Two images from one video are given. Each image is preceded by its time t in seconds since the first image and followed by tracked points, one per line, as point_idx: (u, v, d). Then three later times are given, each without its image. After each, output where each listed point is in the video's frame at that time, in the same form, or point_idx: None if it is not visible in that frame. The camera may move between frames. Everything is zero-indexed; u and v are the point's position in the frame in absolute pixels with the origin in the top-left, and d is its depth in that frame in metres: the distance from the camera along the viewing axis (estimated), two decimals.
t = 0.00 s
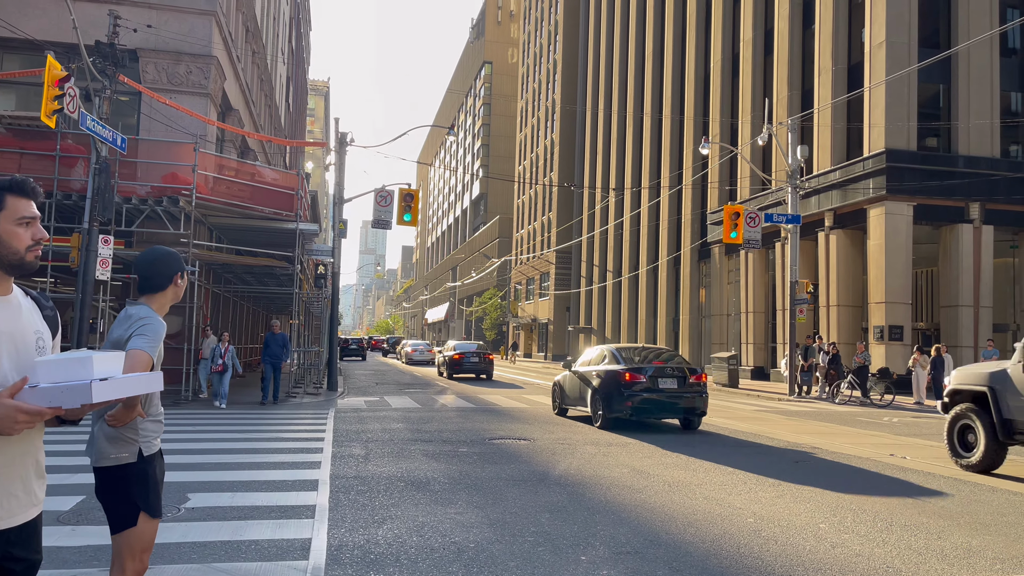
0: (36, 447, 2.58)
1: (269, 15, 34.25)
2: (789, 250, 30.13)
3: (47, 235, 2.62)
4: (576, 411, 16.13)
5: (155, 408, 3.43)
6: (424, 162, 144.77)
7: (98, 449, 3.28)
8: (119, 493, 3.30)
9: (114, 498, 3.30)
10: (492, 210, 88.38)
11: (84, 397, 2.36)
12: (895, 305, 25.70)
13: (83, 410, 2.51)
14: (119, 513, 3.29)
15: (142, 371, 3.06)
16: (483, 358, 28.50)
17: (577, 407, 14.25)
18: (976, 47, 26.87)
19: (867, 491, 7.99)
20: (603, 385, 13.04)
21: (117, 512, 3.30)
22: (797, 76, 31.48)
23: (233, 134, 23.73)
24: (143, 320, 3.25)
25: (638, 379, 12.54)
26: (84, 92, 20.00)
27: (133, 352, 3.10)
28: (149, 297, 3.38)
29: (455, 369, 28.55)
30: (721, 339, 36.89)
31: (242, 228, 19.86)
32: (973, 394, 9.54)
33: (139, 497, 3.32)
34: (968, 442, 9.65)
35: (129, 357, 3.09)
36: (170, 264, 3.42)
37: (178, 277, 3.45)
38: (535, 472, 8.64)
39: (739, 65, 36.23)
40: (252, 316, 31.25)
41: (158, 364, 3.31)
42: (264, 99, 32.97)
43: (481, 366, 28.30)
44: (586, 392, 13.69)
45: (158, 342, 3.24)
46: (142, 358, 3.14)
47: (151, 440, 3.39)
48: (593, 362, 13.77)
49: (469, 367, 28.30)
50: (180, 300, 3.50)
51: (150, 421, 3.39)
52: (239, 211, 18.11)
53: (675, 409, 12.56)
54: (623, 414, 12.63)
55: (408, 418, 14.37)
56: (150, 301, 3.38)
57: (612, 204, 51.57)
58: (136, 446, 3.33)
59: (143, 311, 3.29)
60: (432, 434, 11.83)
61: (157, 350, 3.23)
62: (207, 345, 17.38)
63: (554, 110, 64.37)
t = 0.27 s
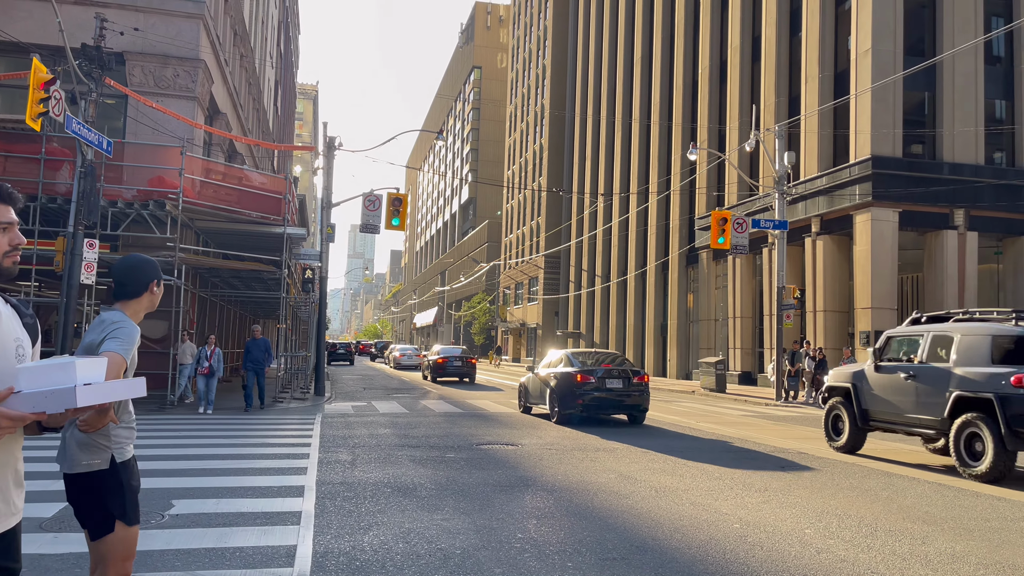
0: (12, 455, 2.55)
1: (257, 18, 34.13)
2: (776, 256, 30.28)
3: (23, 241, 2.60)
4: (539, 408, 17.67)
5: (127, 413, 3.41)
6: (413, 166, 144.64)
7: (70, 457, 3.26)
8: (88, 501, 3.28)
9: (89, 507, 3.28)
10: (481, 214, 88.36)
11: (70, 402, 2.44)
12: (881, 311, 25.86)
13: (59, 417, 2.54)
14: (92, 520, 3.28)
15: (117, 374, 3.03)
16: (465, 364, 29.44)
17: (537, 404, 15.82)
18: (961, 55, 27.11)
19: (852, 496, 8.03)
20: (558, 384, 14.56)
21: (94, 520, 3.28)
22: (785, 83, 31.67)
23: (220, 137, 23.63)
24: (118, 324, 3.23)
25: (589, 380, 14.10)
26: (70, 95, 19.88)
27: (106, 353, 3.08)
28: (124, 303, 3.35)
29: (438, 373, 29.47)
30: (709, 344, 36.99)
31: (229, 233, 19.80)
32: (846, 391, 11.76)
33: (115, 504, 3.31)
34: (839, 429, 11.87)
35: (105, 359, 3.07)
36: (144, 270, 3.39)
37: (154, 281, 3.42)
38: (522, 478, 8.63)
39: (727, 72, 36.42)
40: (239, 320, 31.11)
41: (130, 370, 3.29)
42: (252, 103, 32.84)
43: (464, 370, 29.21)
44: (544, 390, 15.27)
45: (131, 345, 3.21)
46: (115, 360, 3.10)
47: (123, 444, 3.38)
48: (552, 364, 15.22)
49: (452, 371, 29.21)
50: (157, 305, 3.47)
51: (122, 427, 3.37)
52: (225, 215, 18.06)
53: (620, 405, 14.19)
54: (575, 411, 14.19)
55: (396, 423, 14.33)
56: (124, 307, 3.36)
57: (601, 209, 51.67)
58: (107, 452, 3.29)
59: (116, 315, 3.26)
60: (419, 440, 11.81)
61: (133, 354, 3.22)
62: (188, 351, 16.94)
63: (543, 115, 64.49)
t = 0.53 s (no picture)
0: None
1: (242, 20, 33.96)
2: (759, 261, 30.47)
3: None
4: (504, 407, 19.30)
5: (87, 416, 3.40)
6: (399, 170, 144.40)
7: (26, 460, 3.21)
8: (37, 503, 3.23)
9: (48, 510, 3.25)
10: (466, 218, 88.33)
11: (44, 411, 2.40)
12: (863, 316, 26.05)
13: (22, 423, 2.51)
14: (39, 523, 3.24)
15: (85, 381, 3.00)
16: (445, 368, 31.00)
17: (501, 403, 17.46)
18: (941, 63, 27.41)
19: (834, 500, 8.08)
20: (519, 386, 16.25)
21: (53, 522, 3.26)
22: (768, 90, 31.89)
23: (204, 140, 23.48)
24: (81, 331, 3.18)
25: (546, 381, 15.81)
26: (51, 97, 19.69)
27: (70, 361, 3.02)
28: (86, 307, 3.32)
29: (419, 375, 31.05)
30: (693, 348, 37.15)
31: (212, 236, 19.67)
32: (746, 388, 13.67)
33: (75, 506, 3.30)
34: (742, 420, 13.75)
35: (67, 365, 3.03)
36: (106, 273, 3.36)
37: (117, 285, 3.40)
38: (506, 482, 8.61)
39: (711, 78, 36.65)
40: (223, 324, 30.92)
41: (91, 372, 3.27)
42: (236, 105, 32.68)
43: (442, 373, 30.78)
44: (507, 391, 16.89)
45: (95, 353, 3.17)
46: (83, 370, 3.08)
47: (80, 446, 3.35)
48: (514, 367, 16.87)
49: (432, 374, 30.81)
50: (120, 309, 3.46)
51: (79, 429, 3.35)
52: (208, 218, 17.92)
53: (574, 404, 15.85)
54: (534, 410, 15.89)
55: (379, 427, 14.28)
56: (86, 311, 3.32)
57: (586, 213, 51.81)
58: (65, 456, 3.26)
59: (79, 320, 3.22)
60: (403, 444, 11.76)
61: (98, 360, 3.18)
62: (157, 356, 16.37)
63: (528, 119, 64.62)
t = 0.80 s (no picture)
0: None
1: (224, 20, 33.73)
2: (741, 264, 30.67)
3: None
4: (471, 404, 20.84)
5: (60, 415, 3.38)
6: (382, 172, 143.96)
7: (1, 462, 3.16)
8: (18, 505, 3.20)
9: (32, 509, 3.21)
10: (451, 220, 88.18)
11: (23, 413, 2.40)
12: (844, 319, 26.28)
13: (1, 425, 2.53)
14: (17, 525, 3.19)
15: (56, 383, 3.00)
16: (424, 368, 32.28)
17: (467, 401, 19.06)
18: (921, 69, 27.73)
19: (813, 502, 8.16)
20: (484, 384, 17.83)
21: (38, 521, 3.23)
22: (750, 94, 32.12)
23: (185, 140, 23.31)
24: (49, 330, 3.16)
25: (507, 381, 17.34)
26: (29, 96, 19.49)
27: (38, 361, 3.01)
28: (51, 307, 3.30)
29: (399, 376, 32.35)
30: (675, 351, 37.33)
31: (192, 237, 19.54)
32: (671, 384, 15.85)
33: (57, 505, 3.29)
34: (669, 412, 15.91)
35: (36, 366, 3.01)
36: (71, 272, 3.35)
37: (79, 282, 3.39)
38: (488, 484, 8.62)
39: (695, 82, 36.85)
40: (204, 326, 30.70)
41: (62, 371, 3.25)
42: (218, 106, 32.48)
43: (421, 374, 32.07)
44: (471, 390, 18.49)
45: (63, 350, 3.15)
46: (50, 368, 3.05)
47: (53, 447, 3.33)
48: (480, 366, 18.41)
49: (412, 375, 32.10)
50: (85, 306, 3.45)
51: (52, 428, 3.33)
52: (189, 219, 17.80)
53: (531, 401, 17.42)
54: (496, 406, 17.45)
55: (361, 430, 14.23)
56: (53, 311, 3.30)
57: (570, 216, 51.92)
58: (41, 457, 3.22)
59: (46, 320, 3.20)
60: (385, 447, 11.73)
61: (65, 359, 3.16)
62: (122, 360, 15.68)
63: (512, 122, 64.67)
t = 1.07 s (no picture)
0: None
1: (206, 18, 33.48)
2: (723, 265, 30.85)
3: None
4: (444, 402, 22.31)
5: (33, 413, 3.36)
6: (366, 172, 143.52)
7: None
8: None
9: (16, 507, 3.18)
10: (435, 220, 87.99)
11: None
12: (824, 320, 26.48)
13: None
14: None
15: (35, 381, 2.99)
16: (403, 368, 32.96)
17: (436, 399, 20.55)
18: (901, 72, 28.01)
19: (793, 502, 8.22)
20: (452, 382, 19.30)
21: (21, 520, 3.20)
22: (733, 97, 32.31)
23: (166, 139, 23.13)
24: (26, 326, 3.15)
25: (473, 379, 18.80)
26: (8, 93, 19.27)
27: (17, 359, 3.00)
28: (21, 304, 3.28)
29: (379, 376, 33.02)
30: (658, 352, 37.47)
31: (173, 236, 19.39)
32: (612, 380, 17.80)
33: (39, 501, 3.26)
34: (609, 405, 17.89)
35: (17, 364, 3.00)
36: (39, 268, 3.33)
37: (48, 277, 3.36)
38: (471, 485, 8.63)
39: (678, 83, 37.01)
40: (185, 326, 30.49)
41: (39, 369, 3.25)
42: (200, 104, 32.26)
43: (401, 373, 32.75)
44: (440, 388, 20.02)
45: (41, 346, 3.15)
46: (31, 365, 3.04)
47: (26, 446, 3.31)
48: (450, 365, 19.88)
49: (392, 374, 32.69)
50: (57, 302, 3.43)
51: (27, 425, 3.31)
52: (170, 218, 17.68)
53: (495, 398, 18.90)
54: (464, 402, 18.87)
55: (343, 430, 14.17)
56: (24, 308, 3.28)
57: (554, 217, 51.98)
58: (22, 455, 3.19)
59: (22, 318, 3.17)
60: (367, 447, 11.70)
61: (44, 355, 3.16)
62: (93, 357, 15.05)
63: (496, 122, 64.67)
